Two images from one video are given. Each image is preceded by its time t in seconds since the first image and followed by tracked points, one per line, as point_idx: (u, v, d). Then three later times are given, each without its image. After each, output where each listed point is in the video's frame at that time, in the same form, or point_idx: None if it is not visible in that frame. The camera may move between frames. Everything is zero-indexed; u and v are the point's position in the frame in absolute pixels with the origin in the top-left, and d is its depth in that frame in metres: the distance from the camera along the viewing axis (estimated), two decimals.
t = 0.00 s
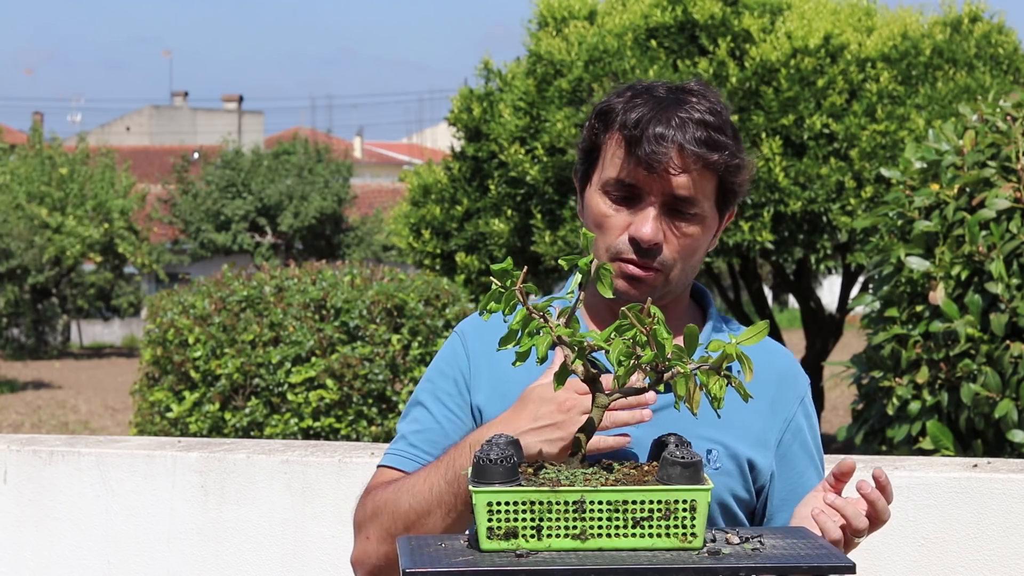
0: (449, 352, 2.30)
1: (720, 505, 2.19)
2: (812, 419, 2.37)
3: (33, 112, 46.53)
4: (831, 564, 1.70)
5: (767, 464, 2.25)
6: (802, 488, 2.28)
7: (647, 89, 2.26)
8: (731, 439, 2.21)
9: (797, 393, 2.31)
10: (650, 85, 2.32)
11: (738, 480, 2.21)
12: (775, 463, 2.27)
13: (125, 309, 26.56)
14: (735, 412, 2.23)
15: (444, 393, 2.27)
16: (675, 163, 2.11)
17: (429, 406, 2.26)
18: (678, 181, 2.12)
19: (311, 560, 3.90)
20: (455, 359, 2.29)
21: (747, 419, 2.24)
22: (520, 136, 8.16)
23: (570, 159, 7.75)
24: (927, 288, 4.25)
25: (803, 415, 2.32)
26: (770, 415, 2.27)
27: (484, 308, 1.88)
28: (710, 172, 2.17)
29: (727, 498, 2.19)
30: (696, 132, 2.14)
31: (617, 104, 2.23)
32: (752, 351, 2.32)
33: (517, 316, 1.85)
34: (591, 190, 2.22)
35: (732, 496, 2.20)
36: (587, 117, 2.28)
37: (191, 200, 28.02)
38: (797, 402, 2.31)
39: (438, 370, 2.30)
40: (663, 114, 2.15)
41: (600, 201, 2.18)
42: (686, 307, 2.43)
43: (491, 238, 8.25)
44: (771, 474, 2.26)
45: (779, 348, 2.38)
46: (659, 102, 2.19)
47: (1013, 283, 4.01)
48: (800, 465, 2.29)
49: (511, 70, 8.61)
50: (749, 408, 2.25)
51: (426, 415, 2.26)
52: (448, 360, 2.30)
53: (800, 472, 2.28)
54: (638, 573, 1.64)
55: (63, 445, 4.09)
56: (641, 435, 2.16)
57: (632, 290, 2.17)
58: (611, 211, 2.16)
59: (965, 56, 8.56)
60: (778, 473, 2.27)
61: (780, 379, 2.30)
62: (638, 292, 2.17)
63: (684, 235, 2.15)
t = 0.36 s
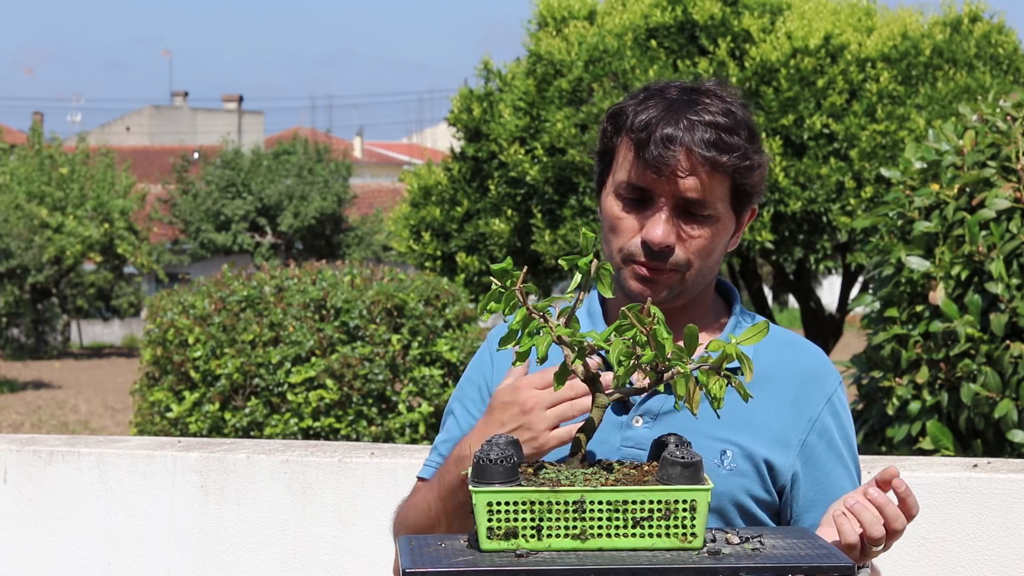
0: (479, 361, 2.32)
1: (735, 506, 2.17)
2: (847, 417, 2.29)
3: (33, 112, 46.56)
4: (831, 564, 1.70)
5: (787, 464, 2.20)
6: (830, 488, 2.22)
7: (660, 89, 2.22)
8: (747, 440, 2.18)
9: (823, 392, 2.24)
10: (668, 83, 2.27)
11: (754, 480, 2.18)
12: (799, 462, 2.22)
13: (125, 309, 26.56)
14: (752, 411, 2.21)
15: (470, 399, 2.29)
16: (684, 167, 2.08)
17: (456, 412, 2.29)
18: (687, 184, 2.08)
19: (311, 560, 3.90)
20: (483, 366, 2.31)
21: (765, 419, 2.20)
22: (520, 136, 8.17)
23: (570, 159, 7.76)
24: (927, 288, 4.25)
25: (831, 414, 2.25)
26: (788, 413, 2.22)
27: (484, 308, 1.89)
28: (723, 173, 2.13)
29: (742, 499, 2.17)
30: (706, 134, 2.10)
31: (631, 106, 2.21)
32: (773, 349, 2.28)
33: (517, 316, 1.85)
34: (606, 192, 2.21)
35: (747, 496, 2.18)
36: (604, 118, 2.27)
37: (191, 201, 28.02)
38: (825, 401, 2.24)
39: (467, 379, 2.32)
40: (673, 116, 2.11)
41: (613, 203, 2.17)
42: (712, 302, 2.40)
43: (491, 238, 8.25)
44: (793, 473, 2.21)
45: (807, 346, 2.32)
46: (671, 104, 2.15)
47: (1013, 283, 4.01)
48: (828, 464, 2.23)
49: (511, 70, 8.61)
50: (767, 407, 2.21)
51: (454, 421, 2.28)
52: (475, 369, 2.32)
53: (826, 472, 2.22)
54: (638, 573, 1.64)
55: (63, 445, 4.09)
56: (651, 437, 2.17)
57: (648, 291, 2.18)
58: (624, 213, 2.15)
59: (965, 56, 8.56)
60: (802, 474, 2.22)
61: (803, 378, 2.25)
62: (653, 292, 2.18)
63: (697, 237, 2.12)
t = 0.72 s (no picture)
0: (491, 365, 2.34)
1: (746, 506, 2.18)
2: (860, 420, 2.29)
3: (33, 112, 46.57)
4: (831, 565, 1.70)
5: (799, 465, 2.20)
6: (842, 489, 2.21)
7: (702, 92, 2.22)
8: (758, 441, 2.19)
9: (836, 394, 2.24)
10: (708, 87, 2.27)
11: (764, 481, 2.18)
12: (812, 463, 2.21)
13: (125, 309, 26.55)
14: (764, 412, 2.22)
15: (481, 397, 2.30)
16: (719, 174, 2.08)
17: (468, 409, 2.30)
18: (719, 191, 2.09)
19: (311, 560, 3.90)
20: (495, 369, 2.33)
21: (778, 421, 2.21)
22: (520, 136, 8.17)
23: (570, 159, 7.76)
24: (927, 288, 4.25)
25: (844, 416, 2.24)
26: (802, 415, 2.22)
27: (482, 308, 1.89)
28: (754, 185, 2.14)
29: (752, 500, 2.18)
30: (744, 144, 2.10)
31: (671, 105, 2.20)
32: (785, 352, 2.29)
33: (516, 316, 1.85)
34: (634, 187, 2.21)
35: (757, 497, 2.18)
36: (641, 113, 2.26)
37: (191, 201, 28.02)
38: (837, 403, 2.24)
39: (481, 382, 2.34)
40: (713, 121, 2.11)
41: (641, 200, 2.17)
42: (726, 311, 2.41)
43: (491, 238, 8.24)
44: (805, 474, 2.21)
45: (821, 349, 2.32)
46: (711, 109, 2.15)
47: (1013, 283, 4.01)
48: (841, 466, 2.22)
49: (511, 70, 8.61)
50: (779, 409, 2.22)
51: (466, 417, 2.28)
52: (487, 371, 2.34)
53: (840, 473, 2.22)
54: (638, 573, 1.64)
55: (63, 445, 4.09)
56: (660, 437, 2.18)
57: (664, 291, 2.18)
58: (651, 212, 2.15)
59: (965, 56, 8.56)
60: (814, 476, 2.22)
61: (815, 380, 2.25)
62: (670, 293, 2.18)
63: (721, 244, 2.13)
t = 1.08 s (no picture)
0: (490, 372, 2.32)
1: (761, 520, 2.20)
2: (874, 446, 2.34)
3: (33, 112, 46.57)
4: (831, 564, 1.70)
5: (816, 485, 2.24)
6: (852, 512, 2.27)
7: (745, 98, 2.21)
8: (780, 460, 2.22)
9: (856, 419, 2.29)
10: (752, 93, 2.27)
11: (780, 496, 2.21)
12: (828, 485, 2.25)
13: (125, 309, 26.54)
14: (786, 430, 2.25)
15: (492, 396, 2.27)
16: (755, 182, 2.08)
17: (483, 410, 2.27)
18: (754, 199, 2.09)
19: (311, 560, 3.90)
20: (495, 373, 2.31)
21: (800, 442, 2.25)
22: (520, 136, 8.17)
23: (570, 159, 7.77)
24: (927, 289, 4.25)
25: (861, 441, 2.29)
26: (822, 438, 2.26)
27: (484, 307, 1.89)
28: (790, 194, 2.13)
29: (767, 513, 2.20)
30: (782, 152, 2.10)
31: (712, 109, 2.20)
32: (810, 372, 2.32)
33: (516, 315, 1.84)
34: (671, 190, 2.21)
35: (773, 512, 2.20)
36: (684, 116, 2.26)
37: (191, 201, 28.02)
38: (855, 427, 2.29)
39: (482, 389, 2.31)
40: (752, 128, 2.11)
41: (677, 203, 2.17)
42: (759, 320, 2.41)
43: (491, 238, 8.24)
44: (820, 495, 2.25)
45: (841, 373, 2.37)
46: (752, 115, 2.15)
47: (1013, 283, 4.01)
48: (854, 489, 2.27)
49: (511, 70, 8.61)
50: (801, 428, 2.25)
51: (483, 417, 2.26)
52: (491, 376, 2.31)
53: (853, 496, 2.27)
54: (638, 573, 1.64)
55: (63, 445, 4.09)
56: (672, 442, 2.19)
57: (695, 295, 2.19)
58: (686, 215, 2.15)
59: (965, 56, 8.57)
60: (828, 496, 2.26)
61: (838, 403, 2.29)
62: (701, 297, 2.19)
63: (754, 251, 2.13)
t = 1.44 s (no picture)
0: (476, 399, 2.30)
1: (768, 519, 2.17)
2: (875, 443, 2.34)
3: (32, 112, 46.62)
4: (831, 565, 1.70)
5: (821, 482, 2.23)
6: (857, 509, 2.26)
7: (695, 99, 2.22)
8: (786, 456, 2.20)
9: (860, 414, 2.29)
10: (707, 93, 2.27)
11: (788, 494, 2.19)
12: (832, 482, 2.24)
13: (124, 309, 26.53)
14: (792, 426, 2.23)
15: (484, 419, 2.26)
16: (712, 179, 2.07)
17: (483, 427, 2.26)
18: (714, 196, 2.08)
19: (311, 560, 3.90)
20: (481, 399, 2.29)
21: (806, 437, 2.23)
22: (520, 136, 8.17)
23: (570, 159, 7.78)
24: (927, 289, 4.25)
25: (865, 436, 2.29)
26: (828, 433, 2.25)
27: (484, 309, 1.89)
28: (752, 186, 2.11)
29: (775, 513, 2.17)
30: (735, 145, 2.09)
31: (667, 113, 2.22)
32: (813, 367, 2.32)
33: (516, 315, 1.85)
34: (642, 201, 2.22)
35: (781, 510, 2.18)
36: (644, 128, 2.28)
37: (191, 201, 28.02)
38: (859, 423, 2.28)
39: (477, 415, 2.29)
40: (701, 126, 2.11)
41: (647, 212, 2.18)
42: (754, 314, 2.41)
43: (491, 238, 8.24)
44: (826, 492, 2.24)
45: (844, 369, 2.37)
46: (702, 115, 2.15)
47: (1013, 283, 4.01)
48: (859, 486, 2.26)
49: (511, 70, 8.61)
50: (807, 424, 2.24)
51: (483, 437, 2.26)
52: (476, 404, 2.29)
53: (857, 493, 2.26)
54: (638, 572, 1.64)
55: (63, 444, 4.09)
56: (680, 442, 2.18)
57: (679, 301, 2.19)
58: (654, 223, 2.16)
59: (965, 56, 8.57)
60: (834, 493, 2.25)
61: (842, 399, 2.29)
62: (686, 301, 2.18)
63: (725, 247, 2.12)
